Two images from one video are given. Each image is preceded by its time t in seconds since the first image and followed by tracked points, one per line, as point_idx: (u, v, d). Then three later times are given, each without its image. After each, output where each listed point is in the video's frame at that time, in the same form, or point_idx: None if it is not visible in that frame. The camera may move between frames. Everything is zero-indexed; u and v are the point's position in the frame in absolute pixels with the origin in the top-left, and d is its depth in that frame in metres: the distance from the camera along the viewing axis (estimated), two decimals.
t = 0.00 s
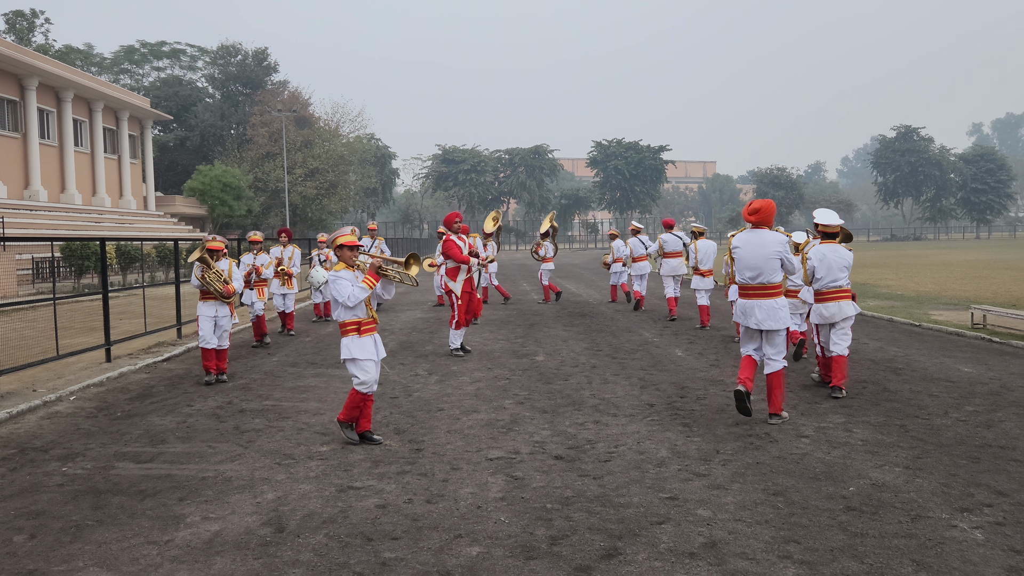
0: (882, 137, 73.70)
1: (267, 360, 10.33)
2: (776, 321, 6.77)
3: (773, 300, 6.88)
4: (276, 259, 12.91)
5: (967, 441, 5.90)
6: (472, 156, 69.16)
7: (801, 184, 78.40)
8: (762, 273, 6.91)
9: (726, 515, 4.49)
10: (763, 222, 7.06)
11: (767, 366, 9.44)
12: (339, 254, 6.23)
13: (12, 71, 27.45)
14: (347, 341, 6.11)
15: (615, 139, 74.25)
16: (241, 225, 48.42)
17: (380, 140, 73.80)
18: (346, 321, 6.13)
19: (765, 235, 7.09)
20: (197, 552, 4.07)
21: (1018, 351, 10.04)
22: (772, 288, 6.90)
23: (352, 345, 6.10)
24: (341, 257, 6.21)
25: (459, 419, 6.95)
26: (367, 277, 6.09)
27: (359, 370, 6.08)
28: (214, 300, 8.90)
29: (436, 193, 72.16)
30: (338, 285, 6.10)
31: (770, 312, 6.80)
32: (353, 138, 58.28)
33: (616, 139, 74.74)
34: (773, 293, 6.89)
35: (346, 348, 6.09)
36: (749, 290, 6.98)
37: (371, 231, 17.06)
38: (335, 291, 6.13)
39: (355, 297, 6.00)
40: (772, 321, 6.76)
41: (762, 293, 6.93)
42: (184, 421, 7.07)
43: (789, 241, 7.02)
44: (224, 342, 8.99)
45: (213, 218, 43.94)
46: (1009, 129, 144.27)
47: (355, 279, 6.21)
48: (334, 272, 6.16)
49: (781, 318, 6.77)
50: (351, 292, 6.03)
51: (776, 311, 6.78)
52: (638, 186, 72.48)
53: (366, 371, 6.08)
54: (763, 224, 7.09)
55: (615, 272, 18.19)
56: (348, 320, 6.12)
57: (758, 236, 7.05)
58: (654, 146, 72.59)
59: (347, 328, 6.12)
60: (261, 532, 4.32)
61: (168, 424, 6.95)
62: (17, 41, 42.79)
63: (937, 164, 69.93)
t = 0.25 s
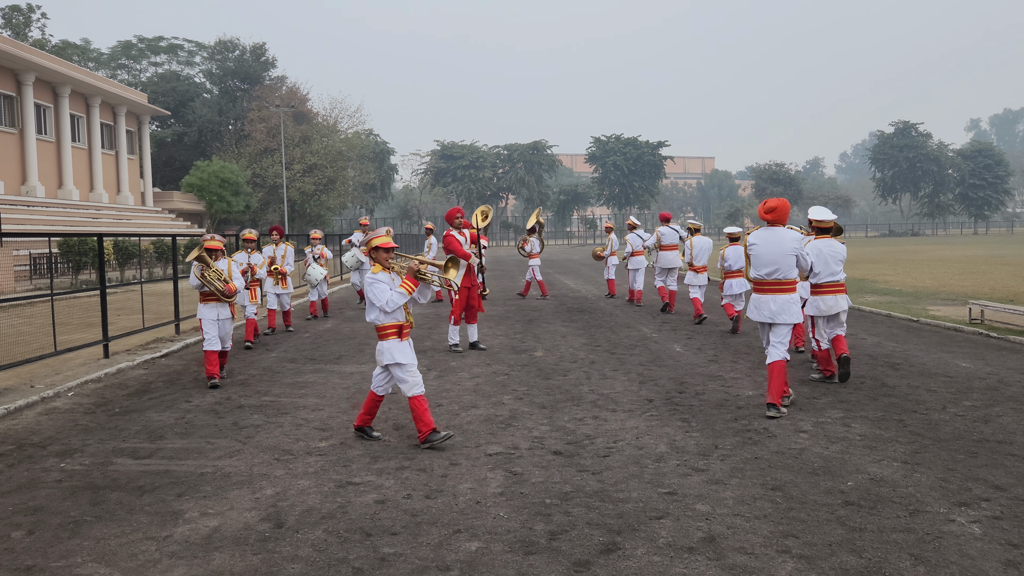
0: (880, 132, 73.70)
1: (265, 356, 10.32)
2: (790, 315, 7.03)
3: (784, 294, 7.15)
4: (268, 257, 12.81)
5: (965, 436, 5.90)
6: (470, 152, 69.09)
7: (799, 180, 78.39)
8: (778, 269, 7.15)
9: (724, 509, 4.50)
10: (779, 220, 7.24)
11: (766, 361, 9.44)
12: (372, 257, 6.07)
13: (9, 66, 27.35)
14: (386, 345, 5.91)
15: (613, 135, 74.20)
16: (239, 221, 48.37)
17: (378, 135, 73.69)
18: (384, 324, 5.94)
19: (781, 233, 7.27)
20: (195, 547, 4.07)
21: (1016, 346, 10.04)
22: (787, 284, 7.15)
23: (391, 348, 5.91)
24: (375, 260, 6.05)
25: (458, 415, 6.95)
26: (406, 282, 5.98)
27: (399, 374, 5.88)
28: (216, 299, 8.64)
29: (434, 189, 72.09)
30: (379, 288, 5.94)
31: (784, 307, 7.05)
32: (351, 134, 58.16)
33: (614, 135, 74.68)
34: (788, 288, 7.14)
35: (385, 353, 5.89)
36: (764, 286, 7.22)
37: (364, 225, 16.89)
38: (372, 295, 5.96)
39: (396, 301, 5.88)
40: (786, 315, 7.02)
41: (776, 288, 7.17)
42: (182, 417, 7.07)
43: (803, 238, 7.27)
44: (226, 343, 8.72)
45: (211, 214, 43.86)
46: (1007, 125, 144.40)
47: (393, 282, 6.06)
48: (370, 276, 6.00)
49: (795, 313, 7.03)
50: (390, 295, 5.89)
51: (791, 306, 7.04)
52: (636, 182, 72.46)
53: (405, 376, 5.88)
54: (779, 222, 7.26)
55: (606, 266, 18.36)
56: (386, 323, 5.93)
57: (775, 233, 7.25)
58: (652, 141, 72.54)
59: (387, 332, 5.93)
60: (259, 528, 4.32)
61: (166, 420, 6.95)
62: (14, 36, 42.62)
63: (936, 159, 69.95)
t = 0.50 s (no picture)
0: (878, 130, 73.71)
1: (263, 354, 10.32)
2: (799, 309, 7.21)
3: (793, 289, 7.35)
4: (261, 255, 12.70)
5: (962, 434, 5.92)
6: (468, 150, 69.02)
7: (797, 178, 78.41)
8: (785, 264, 7.43)
9: (722, 507, 4.50)
10: (784, 215, 7.52)
11: (764, 359, 9.45)
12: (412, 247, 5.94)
13: (5, 64, 27.28)
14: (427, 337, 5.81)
15: (612, 133, 74.17)
16: (237, 219, 48.30)
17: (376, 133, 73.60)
18: (426, 316, 5.84)
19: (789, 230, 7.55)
20: (193, 545, 4.07)
21: (1013, 344, 10.06)
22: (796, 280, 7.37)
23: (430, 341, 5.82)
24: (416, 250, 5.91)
25: (455, 412, 6.95)
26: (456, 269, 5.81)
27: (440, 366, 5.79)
28: (218, 294, 8.43)
29: (432, 187, 72.02)
30: (426, 277, 5.79)
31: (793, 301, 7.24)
32: (349, 132, 58.07)
33: (612, 133, 74.68)
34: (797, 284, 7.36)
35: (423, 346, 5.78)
36: (772, 280, 7.46)
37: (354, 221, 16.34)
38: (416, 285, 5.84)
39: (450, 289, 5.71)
40: (795, 309, 7.20)
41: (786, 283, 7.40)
42: (179, 414, 7.06)
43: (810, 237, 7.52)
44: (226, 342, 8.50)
45: (208, 211, 43.78)
46: (1005, 123, 144.44)
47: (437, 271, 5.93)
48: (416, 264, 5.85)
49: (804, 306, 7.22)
50: (442, 284, 5.73)
51: (799, 300, 7.22)
52: (634, 180, 72.45)
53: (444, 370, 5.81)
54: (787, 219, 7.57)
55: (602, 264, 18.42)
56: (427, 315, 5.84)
57: (782, 230, 7.55)
58: (651, 139, 72.52)
59: (429, 323, 5.83)
60: (257, 525, 4.32)
61: (164, 417, 6.94)
62: (11, 34, 42.50)
63: (933, 157, 69.98)
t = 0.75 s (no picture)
0: (876, 130, 73.78)
1: (261, 354, 10.31)
2: (807, 308, 7.37)
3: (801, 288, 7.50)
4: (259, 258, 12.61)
5: (960, 433, 5.93)
6: (466, 149, 69.02)
7: (795, 177, 78.52)
8: (794, 264, 7.46)
9: (720, 506, 4.50)
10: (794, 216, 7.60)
11: (762, 358, 9.46)
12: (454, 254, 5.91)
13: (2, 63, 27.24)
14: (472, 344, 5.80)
15: (609, 132, 74.20)
16: (234, 218, 48.25)
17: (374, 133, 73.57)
18: (475, 322, 5.81)
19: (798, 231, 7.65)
20: (191, 544, 4.07)
21: (1011, 344, 10.08)
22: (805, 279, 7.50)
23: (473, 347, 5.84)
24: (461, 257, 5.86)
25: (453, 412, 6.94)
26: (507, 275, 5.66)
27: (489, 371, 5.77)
28: (227, 301, 8.14)
29: (430, 186, 71.97)
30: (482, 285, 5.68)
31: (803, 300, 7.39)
32: (346, 131, 58.03)
33: (610, 132, 74.71)
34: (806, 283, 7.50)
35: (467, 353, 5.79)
36: (781, 280, 7.52)
37: (342, 221, 16.26)
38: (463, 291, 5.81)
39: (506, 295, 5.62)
40: (803, 307, 7.34)
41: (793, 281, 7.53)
42: (177, 414, 7.05)
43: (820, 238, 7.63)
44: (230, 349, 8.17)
45: (206, 211, 43.74)
46: (1002, 123, 144.64)
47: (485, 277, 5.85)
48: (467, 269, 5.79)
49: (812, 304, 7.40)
50: (499, 291, 5.64)
51: (808, 299, 7.36)
52: (632, 179, 72.45)
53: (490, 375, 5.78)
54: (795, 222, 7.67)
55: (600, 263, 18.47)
56: (474, 322, 5.82)
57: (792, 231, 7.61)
58: (648, 139, 72.57)
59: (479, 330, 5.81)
60: (255, 525, 4.32)
61: (161, 417, 6.93)
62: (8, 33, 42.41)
63: (931, 157, 70.05)
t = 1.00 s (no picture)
0: (874, 131, 73.85)
1: (259, 354, 10.30)
2: (809, 306, 7.63)
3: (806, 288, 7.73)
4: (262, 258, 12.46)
5: (958, 434, 5.93)
6: (464, 149, 68.99)
7: (793, 178, 78.56)
8: (794, 264, 7.72)
9: (719, 507, 4.50)
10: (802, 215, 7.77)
11: (760, 358, 9.47)
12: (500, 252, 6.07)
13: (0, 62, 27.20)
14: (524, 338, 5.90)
15: (608, 132, 74.23)
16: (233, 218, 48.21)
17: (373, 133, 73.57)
18: (527, 316, 5.91)
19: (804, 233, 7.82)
20: (189, 545, 4.06)
21: (1009, 344, 10.09)
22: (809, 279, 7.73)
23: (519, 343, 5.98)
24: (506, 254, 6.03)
25: (452, 412, 6.94)
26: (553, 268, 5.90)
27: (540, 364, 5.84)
28: (238, 298, 7.94)
29: (428, 186, 71.97)
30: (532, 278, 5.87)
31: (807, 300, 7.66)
32: (345, 131, 58.01)
33: (608, 132, 74.73)
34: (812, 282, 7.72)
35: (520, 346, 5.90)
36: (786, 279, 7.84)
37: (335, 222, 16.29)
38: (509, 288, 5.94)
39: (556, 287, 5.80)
40: (805, 306, 7.64)
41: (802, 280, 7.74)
42: (175, 414, 7.04)
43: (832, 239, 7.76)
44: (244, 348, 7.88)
45: (204, 211, 43.70)
46: (1000, 123, 144.81)
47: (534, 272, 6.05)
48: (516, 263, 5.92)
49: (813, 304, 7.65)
50: (547, 286, 5.82)
51: (809, 297, 7.62)
52: (631, 180, 72.43)
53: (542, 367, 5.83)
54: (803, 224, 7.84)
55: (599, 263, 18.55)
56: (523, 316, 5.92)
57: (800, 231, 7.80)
58: (647, 139, 72.59)
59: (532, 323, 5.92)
60: (253, 525, 4.31)
61: (159, 417, 6.92)
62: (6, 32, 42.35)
63: (929, 157, 70.12)
